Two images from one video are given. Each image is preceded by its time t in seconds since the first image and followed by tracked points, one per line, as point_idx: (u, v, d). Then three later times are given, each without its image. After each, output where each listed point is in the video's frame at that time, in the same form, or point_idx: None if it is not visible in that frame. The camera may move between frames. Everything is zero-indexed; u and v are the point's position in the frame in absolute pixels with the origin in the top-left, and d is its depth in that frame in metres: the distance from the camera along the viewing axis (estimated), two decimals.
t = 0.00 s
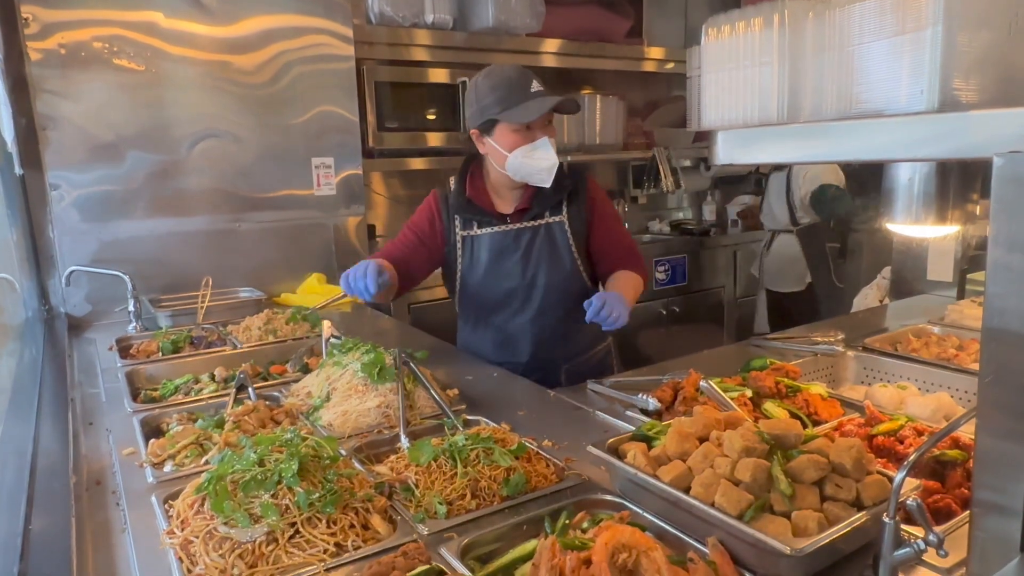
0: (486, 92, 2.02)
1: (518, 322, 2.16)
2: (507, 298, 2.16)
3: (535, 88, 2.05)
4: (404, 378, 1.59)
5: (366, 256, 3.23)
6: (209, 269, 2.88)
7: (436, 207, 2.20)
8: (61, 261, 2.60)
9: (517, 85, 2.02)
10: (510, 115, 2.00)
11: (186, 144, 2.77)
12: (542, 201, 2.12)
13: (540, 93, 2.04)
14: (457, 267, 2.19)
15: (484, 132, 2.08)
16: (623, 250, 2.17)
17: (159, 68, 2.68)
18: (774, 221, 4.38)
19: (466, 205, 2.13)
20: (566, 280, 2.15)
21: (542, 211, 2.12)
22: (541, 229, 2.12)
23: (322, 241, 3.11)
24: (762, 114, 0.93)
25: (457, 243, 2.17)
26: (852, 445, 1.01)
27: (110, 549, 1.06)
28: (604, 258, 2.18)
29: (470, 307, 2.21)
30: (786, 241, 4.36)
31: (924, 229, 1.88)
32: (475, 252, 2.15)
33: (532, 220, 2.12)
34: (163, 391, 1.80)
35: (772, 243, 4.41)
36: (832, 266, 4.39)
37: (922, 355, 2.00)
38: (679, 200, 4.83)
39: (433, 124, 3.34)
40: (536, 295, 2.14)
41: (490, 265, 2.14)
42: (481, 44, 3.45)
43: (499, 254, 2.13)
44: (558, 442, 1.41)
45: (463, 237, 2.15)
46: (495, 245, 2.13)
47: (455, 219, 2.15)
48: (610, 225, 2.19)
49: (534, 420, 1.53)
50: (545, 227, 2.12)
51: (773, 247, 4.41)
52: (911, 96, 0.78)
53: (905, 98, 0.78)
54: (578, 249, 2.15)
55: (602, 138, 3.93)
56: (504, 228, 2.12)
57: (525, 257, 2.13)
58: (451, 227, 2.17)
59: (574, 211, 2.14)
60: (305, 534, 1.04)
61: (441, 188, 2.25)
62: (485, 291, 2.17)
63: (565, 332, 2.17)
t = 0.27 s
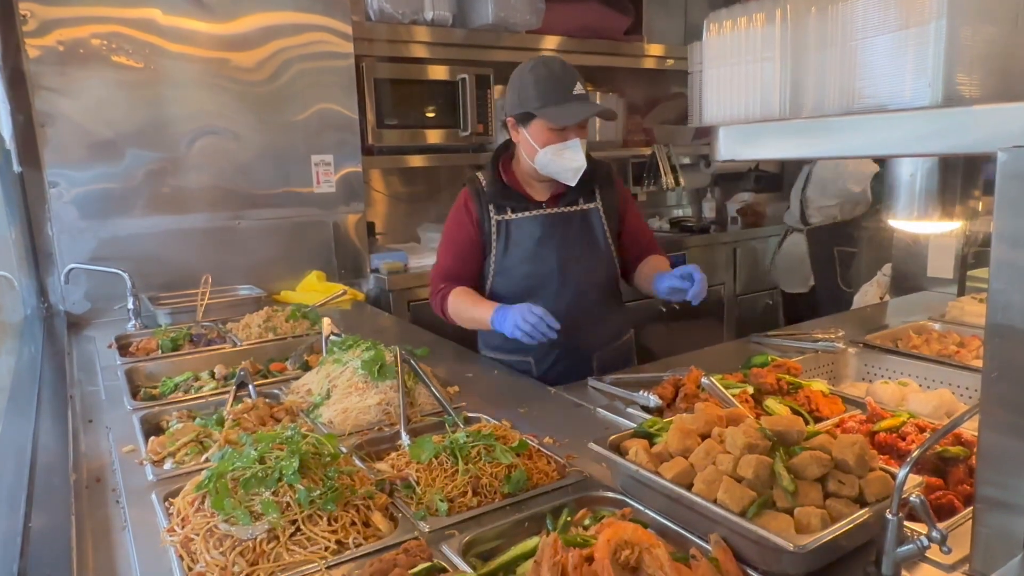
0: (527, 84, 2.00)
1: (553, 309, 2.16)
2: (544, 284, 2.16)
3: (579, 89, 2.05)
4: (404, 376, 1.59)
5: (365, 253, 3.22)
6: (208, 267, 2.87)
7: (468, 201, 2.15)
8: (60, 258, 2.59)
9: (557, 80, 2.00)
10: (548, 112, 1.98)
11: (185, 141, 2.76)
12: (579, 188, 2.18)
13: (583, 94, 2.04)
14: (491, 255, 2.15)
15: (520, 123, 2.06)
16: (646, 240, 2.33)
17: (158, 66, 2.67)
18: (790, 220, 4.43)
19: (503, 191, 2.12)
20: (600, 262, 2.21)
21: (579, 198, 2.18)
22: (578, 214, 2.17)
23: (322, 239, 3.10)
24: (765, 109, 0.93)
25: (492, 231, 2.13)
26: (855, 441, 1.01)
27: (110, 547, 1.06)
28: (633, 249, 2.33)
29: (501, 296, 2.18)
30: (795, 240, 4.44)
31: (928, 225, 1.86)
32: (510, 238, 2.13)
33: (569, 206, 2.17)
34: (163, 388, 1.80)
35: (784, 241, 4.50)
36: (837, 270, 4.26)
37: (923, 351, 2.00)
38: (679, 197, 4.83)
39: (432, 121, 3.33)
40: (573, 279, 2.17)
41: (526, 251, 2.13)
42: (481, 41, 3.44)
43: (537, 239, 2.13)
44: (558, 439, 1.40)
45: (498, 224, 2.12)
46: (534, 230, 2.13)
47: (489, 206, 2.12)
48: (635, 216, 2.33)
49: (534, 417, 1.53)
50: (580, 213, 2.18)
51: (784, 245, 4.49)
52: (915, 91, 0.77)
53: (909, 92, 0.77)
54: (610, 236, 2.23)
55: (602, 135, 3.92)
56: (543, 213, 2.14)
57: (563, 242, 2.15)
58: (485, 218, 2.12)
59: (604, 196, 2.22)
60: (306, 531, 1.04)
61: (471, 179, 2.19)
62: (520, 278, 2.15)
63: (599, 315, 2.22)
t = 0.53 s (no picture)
0: (583, 79, 2.06)
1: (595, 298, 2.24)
2: (594, 273, 2.23)
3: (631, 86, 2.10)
4: (401, 375, 1.59)
5: (363, 252, 3.22)
6: (206, 266, 2.87)
7: (519, 190, 2.15)
8: (57, 258, 2.59)
9: (611, 76, 2.07)
10: (603, 108, 2.05)
11: (182, 140, 2.76)
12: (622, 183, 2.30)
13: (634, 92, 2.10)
14: (543, 245, 2.17)
15: (571, 116, 2.11)
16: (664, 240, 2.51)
17: (154, 64, 2.67)
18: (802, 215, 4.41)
19: (556, 181, 2.18)
20: (642, 252, 2.32)
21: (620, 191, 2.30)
22: (622, 207, 2.28)
23: (320, 238, 3.10)
24: (762, 109, 0.92)
25: (545, 221, 2.16)
26: (852, 439, 1.01)
27: (108, 547, 1.06)
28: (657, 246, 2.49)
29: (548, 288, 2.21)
30: (806, 239, 4.38)
31: (923, 225, 1.85)
32: (565, 228, 2.17)
33: (614, 198, 2.28)
34: (160, 388, 1.80)
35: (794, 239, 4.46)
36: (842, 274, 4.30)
37: (921, 350, 1.99)
38: (677, 196, 4.83)
39: (430, 120, 3.33)
40: (616, 269, 2.26)
41: (578, 241, 2.18)
42: (478, 39, 3.43)
43: (588, 230, 2.20)
44: (555, 438, 1.40)
45: (552, 212, 2.16)
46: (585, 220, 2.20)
47: (542, 197, 2.15)
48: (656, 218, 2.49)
49: (532, 416, 1.53)
50: (623, 205, 2.28)
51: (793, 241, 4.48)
52: (912, 89, 0.76)
53: (906, 91, 0.77)
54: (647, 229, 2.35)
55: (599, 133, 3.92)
56: (593, 203, 2.22)
57: (609, 233, 2.24)
58: (540, 207, 2.15)
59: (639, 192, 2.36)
60: (302, 531, 1.04)
61: (513, 169, 2.20)
62: (571, 269, 2.19)
63: (637, 303, 2.33)
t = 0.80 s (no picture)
0: (631, 78, 2.03)
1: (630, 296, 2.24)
2: (631, 270, 2.23)
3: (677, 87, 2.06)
4: (398, 373, 1.59)
5: (360, 251, 3.22)
6: (203, 266, 2.87)
7: (559, 183, 2.14)
8: (55, 257, 2.59)
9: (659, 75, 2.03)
10: (649, 109, 2.03)
11: (180, 140, 2.76)
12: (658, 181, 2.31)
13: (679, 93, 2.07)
14: (582, 241, 2.17)
15: (615, 114, 2.09)
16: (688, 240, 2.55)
17: (151, 64, 2.67)
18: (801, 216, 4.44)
19: (598, 178, 2.18)
20: (672, 250, 2.35)
21: (653, 191, 2.33)
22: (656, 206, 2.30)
23: (317, 237, 3.10)
24: (755, 107, 0.92)
25: (586, 217, 2.16)
26: (845, 437, 1.01)
27: (104, 545, 1.06)
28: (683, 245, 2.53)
29: (585, 286, 2.21)
30: (809, 240, 4.39)
31: (913, 223, 1.88)
32: (605, 224, 2.17)
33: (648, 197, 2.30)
34: (157, 387, 1.80)
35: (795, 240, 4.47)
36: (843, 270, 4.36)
37: (916, 348, 2.00)
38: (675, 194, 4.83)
39: (428, 119, 3.33)
40: (650, 267, 2.28)
41: (615, 238, 2.19)
42: (476, 38, 3.43)
43: (625, 227, 2.21)
44: (552, 436, 1.41)
45: (592, 209, 2.16)
46: (623, 218, 2.21)
47: (583, 193, 2.15)
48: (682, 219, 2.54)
49: (529, 414, 1.54)
50: (657, 204, 2.31)
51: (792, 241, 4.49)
52: (904, 88, 0.76)
53: (898, 90, 0.77)
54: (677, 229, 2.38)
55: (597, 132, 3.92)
56: (631, 201, 2.23)
57: (645, 231, 2.25)
58: (578, 203, 2.15)
59: (667, 193, 2.41)
60: (299, 529, 1.04)
61: (553, 161, 2.18)
62: (608, 266, 2.19)
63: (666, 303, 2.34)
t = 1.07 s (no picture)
0: (629, 75, 2.04)
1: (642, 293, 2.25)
2: (644, 266, 2.24)
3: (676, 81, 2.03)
4: (395, 372, 1.59)
5: (357, 250, 3.22)
6: (200, 265, 2.87)
7: (575, 180, 2.14)
8: (51, 257, 2.58)
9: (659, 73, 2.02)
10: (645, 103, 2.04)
11: (176, 139, 2.75)
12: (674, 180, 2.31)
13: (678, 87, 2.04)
14: (598, 238, 2.18)
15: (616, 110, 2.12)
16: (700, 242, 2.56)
17: (147, 63, 2.66)
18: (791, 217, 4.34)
19: (613, 174, 2.18)
20: (683, 249, 2.35)
21: (667, 189, 2.33)
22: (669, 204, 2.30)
23: (314, 236, 3.10)
24: (750, 105, 0.90)
25: (602, 214, 2.17)
26: (840, 435, 1.01)
27: (99, 545, 1.06)
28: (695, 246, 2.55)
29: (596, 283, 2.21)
30: (807, 238, 4.31)
31: (907, 222, 1.89)
32: (619, 220, 2.18)
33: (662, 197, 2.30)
34: (154, 387, 1.80)
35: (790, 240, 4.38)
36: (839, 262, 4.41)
37: (912, 346, 2.00)
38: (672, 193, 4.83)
39: (425, 118, 3.33)
40: (663, 264, 2.28)
41: (630, 235, 2.19)
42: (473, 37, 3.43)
43: (640, 224, 2.21)
44: (548, 435, 1.41)
45: (609, 206, 2.17)
46: (639, 215, 2.21)
47: (599, 189, 2.16)
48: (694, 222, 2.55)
49: (525, 413, 1.54)
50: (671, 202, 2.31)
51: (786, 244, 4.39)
52: (898, 87, 0.76)
53: (891, 89, 0.76)
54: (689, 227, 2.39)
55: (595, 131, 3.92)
56: (646, 198, 2.22)
57: (659, 229, 2.26)
58: (596, 200, 2.15)
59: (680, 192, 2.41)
60: (294, 528, 1.04)
61: (566, 158, 2.18)
62: (624, 262, 2.20)
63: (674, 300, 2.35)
